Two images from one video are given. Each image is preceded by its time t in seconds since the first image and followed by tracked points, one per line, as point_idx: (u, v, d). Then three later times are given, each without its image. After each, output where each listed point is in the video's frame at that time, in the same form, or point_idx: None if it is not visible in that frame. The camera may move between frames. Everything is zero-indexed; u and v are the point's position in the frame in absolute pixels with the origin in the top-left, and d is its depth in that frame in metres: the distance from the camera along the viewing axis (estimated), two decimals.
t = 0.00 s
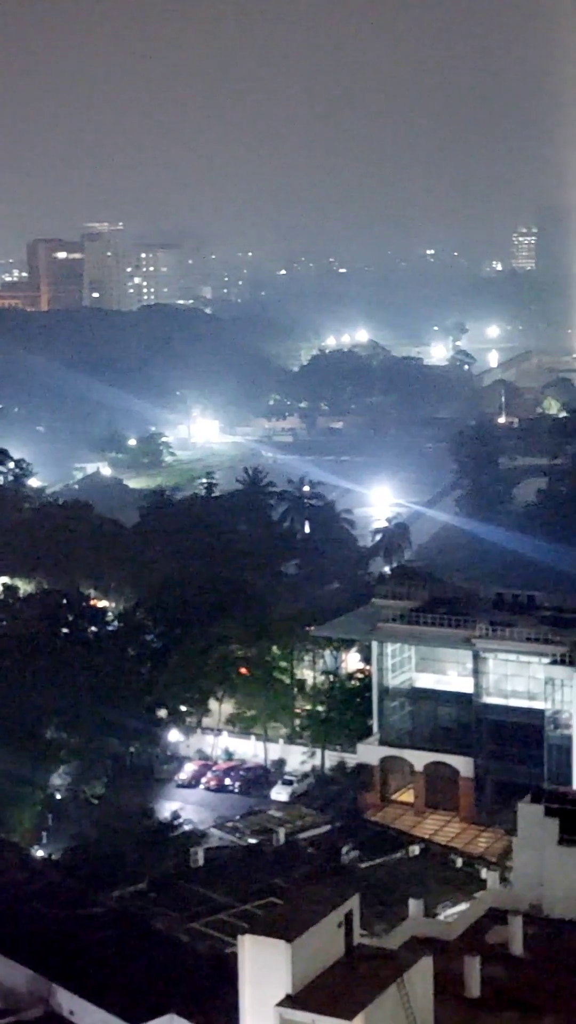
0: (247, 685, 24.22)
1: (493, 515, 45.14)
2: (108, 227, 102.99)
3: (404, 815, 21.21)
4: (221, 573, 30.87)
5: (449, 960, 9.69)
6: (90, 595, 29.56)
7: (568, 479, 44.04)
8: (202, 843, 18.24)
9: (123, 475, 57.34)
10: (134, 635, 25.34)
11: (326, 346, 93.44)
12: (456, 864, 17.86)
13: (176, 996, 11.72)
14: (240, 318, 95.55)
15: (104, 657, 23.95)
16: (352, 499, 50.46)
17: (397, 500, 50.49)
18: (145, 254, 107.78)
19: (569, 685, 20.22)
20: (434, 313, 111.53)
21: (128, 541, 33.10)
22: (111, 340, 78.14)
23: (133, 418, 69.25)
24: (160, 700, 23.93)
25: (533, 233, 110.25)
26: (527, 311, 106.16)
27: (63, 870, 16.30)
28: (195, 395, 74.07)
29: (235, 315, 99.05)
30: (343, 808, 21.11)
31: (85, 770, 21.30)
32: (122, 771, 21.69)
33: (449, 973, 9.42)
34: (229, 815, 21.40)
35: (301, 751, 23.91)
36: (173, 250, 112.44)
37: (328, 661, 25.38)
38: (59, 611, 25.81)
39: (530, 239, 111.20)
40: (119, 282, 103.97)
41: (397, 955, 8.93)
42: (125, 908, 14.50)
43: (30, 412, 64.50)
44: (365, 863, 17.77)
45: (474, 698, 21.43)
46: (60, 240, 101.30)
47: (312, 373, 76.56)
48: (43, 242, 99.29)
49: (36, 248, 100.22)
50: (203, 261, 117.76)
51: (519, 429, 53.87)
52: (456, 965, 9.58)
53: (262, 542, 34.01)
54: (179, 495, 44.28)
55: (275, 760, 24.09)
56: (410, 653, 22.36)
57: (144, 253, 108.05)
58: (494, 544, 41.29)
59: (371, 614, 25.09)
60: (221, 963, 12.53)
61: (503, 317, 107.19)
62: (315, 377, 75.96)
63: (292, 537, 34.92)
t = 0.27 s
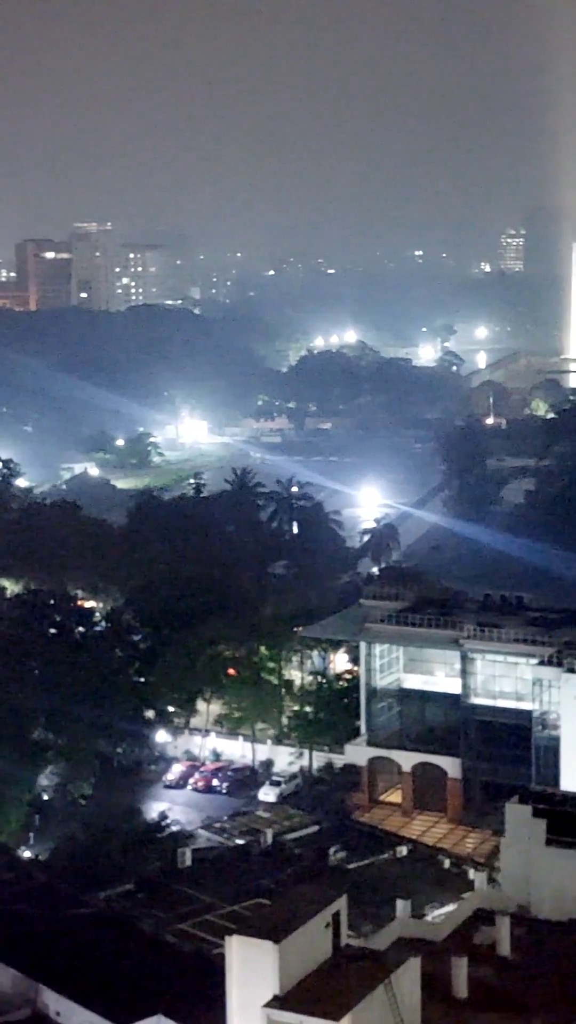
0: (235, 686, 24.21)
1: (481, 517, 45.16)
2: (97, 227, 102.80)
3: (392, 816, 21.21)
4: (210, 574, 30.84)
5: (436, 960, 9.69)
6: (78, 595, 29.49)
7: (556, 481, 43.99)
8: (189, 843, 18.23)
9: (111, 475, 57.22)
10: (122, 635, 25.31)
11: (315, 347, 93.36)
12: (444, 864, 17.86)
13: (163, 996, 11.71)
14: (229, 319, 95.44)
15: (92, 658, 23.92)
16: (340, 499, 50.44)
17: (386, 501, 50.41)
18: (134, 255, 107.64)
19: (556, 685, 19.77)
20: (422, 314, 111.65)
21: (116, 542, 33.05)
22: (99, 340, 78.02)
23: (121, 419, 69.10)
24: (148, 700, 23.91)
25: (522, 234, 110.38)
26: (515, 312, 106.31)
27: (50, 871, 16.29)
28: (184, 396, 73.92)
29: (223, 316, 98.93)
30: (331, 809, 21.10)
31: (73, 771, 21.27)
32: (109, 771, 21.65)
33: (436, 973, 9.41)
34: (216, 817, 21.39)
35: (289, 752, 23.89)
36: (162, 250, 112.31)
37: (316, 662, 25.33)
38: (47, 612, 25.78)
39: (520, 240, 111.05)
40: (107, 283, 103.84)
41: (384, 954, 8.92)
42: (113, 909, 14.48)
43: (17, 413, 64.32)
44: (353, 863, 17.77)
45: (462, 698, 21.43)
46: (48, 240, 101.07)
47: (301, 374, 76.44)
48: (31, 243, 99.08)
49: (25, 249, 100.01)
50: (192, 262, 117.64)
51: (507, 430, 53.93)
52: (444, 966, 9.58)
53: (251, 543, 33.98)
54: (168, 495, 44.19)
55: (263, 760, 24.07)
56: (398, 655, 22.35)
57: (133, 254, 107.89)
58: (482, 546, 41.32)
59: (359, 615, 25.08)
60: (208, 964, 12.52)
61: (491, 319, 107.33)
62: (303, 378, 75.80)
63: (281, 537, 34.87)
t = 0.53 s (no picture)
0: (223, 686, 24.18)
1: (469, 517, 45.14)
2: (86, 227, 102.76)
3: (380, 817, 21.19)
4: (198, 574, 30.82)
5: (425, 961, 9.69)
6: (67, 596, 29.46)
7: (545, 482, 44.01)
8: (177, 843, 18.23)
9: (100, 476, 57.20)
10: (111, 636, 25.29)
11: (305, 348, 93.36)
12: (432, 865, 17.86)
13: (152, 996, 11.71)
14: (218, 320, 95.42)
15: (81, 658, 23.90)
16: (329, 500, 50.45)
17: (375, 502, 50.43)
18: (124, 255, 107.61)
19: (545, 686, 19.72)
20: (411, 315, 111.71)
21: (105, 543, 33.02)
22: (87, 340, 77.99)
23: (110, 420, 69.06)
24: (136, 701, 23.89)
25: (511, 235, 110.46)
26: (504, 314, 106.36)
27: (38, 871, 16.27)
28: (173, 397, 73.89)
29: (213, 316, 98.92)
30: (320, 809, 21.10)
31: (61, 771, 21.24)
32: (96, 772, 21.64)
33: (424, 974, 9.41)
34: (205, 817, 21.38)
35: (278, 753, 23.87)
36: (152, 251, 112.27)
37: (305, 663, 25.33)
38: (35, 612, 25.75)
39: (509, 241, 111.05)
40: (97, 283, 103.79)
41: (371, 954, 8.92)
42: (101, 909, 14.46)
43: (6, 413, 64.27)
44: (341, 864, 17.77)
45: (451, 699, 21.46)
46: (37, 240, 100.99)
47: (290, 375, 76.43)
48: (20, 243, 98.98)
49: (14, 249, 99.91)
50: (181, 263, 117.61)
51: (496, 431, 53.93)
52: (433, 966, 9.58)
53: (240, 543, 33.97)
54: (157, 495, 44.17)
55: (252, 761, 24.06)
56: (387, 656, 22.35)
57: (122, 254, 107.83)
58: (471, 548, 41.28)
59: (348, 615, 25.08)
60: (197, 965, 12.51)
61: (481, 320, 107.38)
62: (293, 379, 75.76)
63: (270, 538, 34.86)
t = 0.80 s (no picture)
0: (214, 686, 24.15)
1: (460, 518, 45.24)
2: (78, 227, 102.73)
3: (372, 818, 21.16)
4: (189, 575, 30.82)
5: (416, 963, 9.69)
6: (58, 596, 29.45)
7: (536, 483, 44.06)
8: (168, 844, 18.22)
9: (91, 476, 57.21)
10: (102, 636, 25.28)
11: (296, 349, 93.41)
12: (423, 866, 17.87)
13: (142, 998, 11.71)
14: (210, 320, 95.44)
15: (72, 657, 23.88)
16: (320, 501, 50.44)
17: (366, 502, 50.48)
18: (115, 255, 107.59)
19: (535, 687, 19.70)
20: (402, 316, 111.83)
21: (97, 543, 33.01)
22: (79, 340, 78.00)
23: (102, 420, 69.06)
24: (128, 701, 23.86)
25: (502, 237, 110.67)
26: (495, 315, 106.53)
27: (29, 872, 16.27)
28: (165, 397, 73.87)
29: (204, 316, 98.95)
30: (311, 810, 21.11)
31: (52, 771, 21.24)
32: (87, 773, 21.64)
33: (415, 975, 9.41)
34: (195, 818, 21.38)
35: (269, 754, 23.86)
36: (144, 251, 112.27)
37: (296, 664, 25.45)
38: (27, 612, 25.73)
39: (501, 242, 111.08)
40: (88, 284, 103.80)
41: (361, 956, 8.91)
42: (91, 910, 14.46)
43: None
44: (332, 865, 17.78)
45: (442, 701, 21.51)
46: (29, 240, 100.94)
47: (282, 375, 76.44)
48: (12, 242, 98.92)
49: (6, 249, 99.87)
50: (173, 263, 117.62)
51: (487, 433, 54.04)
52: (424, 967, 9.58)
53: (231, 543, 33.97)
54: (148, 495, 44.18)
55: (243, 761, 24.08)
56: (378, 657, 22.36)
57: (114, 254, 107.80)
58: (462, 549, 41.37)
59: (339, 616, 25.10)
60: (188, 966, 12.51)
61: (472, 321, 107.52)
62: (284, 380, 75.76)
63: (261, 538, 34.85)
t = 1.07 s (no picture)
0: (206, 688, 24.13)
1: (453, 518, 45.28)
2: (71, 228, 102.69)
3: (365, 819, 21.14)
4: (182, 576, 30.80)
5: (408, 965, 9.66)
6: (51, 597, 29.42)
7: (530, 485, 44.01)
8: (161, 845, 18.20)
9: (84, 476, 57.16)
10: (94, 637, 25.25)
11: (290, 350, 93.42)
12: (415, 867, 17.86)
13: (133, 999, 11.69)
14: (203, 321, 95.42)
15: (63, 658, 23.83)
16: (314, 502, 50.41)
17: (360, 503, 50.49)
18: (109, 257, 107.59)
19: (528, 689, 19.70)
20: (396, 317, 111.93)
21: (89, 544, 32.99)
22: (73, 341, 78.07)
23: (95, 421, 69.07)
24: (120, 703, 23.81)
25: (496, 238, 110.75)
26: (489, 317, 106.55)
27: (23, 874, 16.23)
28: (157, 398, 73.88)
29: (198, 317, 98.93)
30: (304, 813, 21.10)
31: (45, 772, 21.19)
32: (79, 774, 21.61)
33: (407, 977, 9.40)
34: (188, 819, 21.33)
35: (262, 755, 23.89)
36: (137, 253, 112.27)
37: (289, 664, 25.27)
38: (19, 613, 25.70)
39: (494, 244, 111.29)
40: (81, 285, 103.74)
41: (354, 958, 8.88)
42: (83, 911, 14.43)
43: None
44: (325, 866, 17.76)
45: (434, 701, 21.50)
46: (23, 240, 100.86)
47: (275, 378, 76.40)
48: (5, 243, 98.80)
49: None
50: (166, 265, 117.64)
51: (480, 434, 54.08)
52: (417, 968, 9.56)
53: (225, 545, 33.94)
54: (141, 496, 44.14)
55: (235, 762, 24.08)
56: (371, 659, 22.37)
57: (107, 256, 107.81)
58: (455, 550, 41.38)
59: (331, 617, 25.07)
60: (180, 968, 12.49)
61: (465, 323, 107.57)
62: (277, 382, 75.75)
63: (255, 540, 34.78)
